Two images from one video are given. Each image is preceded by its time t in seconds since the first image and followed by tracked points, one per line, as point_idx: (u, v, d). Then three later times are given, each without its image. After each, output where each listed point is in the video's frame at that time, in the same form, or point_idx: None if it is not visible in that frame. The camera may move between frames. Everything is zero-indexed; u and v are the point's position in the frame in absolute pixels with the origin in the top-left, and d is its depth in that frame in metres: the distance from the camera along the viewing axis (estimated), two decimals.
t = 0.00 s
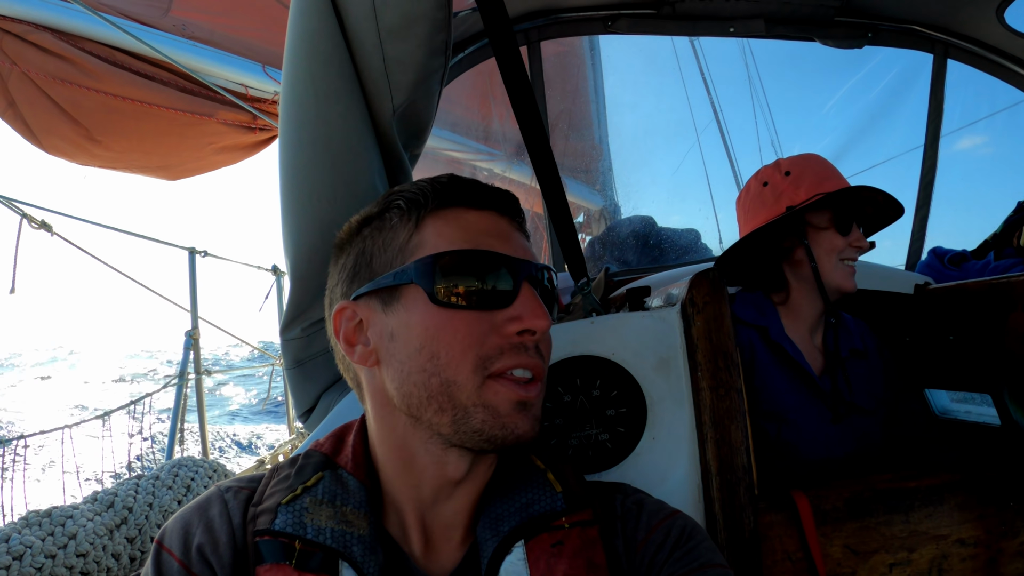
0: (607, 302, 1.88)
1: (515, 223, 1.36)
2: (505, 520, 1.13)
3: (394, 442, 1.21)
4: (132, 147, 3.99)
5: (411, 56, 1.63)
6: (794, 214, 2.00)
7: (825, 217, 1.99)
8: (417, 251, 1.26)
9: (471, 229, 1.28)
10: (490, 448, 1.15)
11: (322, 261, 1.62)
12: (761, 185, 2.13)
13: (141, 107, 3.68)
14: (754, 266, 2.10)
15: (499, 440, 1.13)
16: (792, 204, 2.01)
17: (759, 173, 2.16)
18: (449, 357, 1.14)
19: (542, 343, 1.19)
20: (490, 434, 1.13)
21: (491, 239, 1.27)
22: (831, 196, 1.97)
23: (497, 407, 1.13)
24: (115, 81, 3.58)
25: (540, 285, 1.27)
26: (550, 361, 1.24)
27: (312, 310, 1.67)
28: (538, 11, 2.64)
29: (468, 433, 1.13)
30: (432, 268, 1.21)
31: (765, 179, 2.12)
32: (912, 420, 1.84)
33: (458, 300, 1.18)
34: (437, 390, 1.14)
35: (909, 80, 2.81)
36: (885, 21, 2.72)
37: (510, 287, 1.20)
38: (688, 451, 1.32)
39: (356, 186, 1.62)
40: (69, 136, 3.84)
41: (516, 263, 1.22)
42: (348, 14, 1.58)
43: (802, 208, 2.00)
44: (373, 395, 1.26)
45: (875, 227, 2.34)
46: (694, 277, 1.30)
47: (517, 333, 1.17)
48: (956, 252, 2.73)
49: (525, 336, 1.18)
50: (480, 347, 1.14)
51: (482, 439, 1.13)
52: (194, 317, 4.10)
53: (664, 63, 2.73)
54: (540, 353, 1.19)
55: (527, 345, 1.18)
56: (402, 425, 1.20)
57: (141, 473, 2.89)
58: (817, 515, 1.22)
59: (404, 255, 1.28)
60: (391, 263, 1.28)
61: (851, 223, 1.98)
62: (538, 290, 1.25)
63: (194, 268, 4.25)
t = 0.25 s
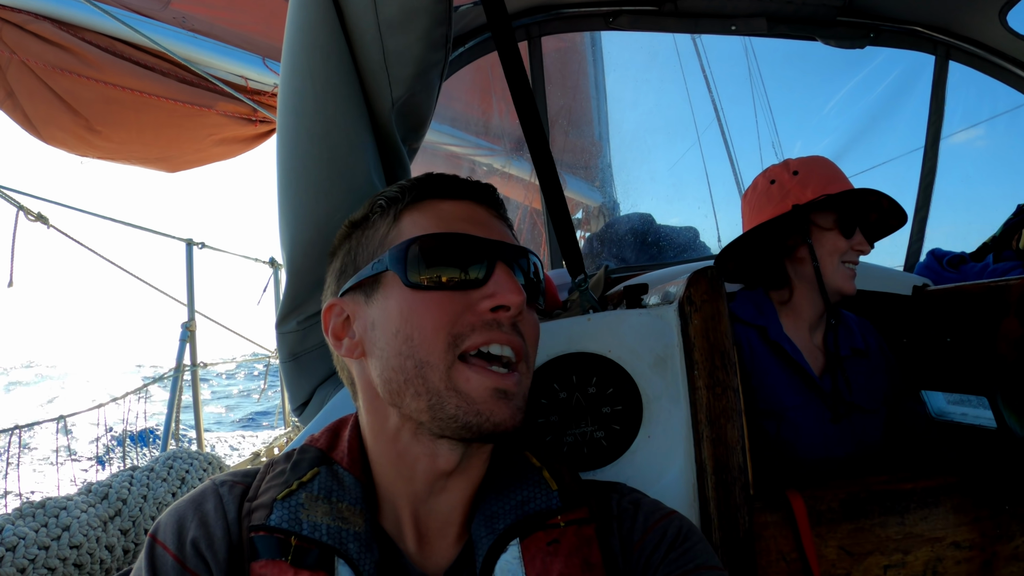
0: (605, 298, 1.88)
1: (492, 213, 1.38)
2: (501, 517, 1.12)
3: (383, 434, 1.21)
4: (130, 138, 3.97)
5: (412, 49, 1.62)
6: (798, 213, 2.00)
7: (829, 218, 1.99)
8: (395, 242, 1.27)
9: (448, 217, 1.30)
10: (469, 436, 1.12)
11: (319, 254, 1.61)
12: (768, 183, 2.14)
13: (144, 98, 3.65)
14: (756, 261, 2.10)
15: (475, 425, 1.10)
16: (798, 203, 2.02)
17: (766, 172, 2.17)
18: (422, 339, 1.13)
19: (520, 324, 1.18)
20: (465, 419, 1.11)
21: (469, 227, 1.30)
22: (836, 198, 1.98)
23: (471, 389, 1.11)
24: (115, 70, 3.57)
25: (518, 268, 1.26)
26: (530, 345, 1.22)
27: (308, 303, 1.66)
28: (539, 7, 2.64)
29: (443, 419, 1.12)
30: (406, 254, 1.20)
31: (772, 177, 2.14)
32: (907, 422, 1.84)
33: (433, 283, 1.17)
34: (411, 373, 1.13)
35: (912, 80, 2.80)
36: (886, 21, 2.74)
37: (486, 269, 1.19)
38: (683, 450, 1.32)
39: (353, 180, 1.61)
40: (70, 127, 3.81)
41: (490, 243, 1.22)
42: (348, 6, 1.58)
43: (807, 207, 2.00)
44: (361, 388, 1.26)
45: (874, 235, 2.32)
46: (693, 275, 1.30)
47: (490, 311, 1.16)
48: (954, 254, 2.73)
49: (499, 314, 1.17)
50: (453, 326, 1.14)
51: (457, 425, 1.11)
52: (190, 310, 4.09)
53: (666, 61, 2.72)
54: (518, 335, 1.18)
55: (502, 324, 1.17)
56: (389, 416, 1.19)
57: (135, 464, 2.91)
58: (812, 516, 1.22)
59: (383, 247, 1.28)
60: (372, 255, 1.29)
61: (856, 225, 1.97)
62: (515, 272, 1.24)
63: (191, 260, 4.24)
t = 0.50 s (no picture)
0: (605, 296, 1.87)
1: (478, 204, 1.37)
2: (501, 511, 1.12)
3: (379, 428, 1.20)
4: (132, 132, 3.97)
5: (414, 43, 1.61)
6: (809, 212, 2.00)
7: (841, 218, 1.98)
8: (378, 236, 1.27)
9: (430, 210, 1.29)
10: (456, 423, 1.10)
11: (318, 249, 1.61)
12: (780, 184, 2.14)
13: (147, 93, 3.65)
14: (768, 262, 2.06)
15: (463, 411, 1.08)
16: (809, 203, 2.01)
17: (777, 172, 2.17)
18: (404, 330, 1.12)
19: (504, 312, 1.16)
20: (451, 406, 1.09)
21: (453, 220, 1.29)
22: (846, 196, 1.97)
23: (455, 375, 1.09)
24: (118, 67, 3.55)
25: (506, 261, 1.27)
26: (519, 333, 1.20)
27: (306, 298, 1.65)
28: (543, 2, 2.61)
29: (429, 407, 1.10)
30: (386, 247, 1.20)
31: (784, 178, 2.13)
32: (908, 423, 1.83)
33: (413, 274, 1.16)
34: (395, 363, 1.12)
35: (916, 81, 2.79)
36: (892, 20, 2.71)
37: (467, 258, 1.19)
38: (682, 449, 1.31)
39: (354, 175, 1.60)
40: (71, 122, 3.82)
41: (471, 233, 1.22)
42: None
43: (818, 206, 1.99)
44: (355, 384, 1.26)
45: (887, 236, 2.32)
46: (694, 273, 1.29)
47: (472, 299, 1.15)
48: (958, 255, 2.72)
49: (482, 302, 1.15)
50: (434, 316, 1.12)
51: (443, 412, 1.09)
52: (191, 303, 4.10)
53: (671, 58, 2.71)
54: (503, 321, 1.16)
55: (486, 313, 1.15)
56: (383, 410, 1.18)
57: (135, 457, 2.92)
58: (811, 516, 1.21)
59: (367, 242, 1.28)
60: (358, 252, 1.29)
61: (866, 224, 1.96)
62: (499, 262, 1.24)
63: (192, 254, 4.24)
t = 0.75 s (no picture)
0: (604, 296, 1.86)
1: (479, 199, 1.35)
2: (498, 515, 1.12)
3: (374, 431, 1.20)
4: (133, 134, 3.97)
5: (411, 40, 1.61)
6: (803, 211, 1.96)
7: (835, 217, 1.95)
8: (374, 236, 1.27)
9: (427, 208, 1.28)
10: (449, 440, 1.11)
11: (316, 246, 1.60)
12: (773, 183, 2.09)
13: (149, 96, 3.66)
14: (765, 257, 2.05)
15: (455, 429, 1.09)
16: (803, 202, 1.97)
17: (772, 172, 2.13)
18: (398, 343, 1.12)
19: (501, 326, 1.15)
20: (443, 424, 1.09)
21: (450, 219, 1.28)
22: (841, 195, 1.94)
23: (449, 392, 1.09)
24: (118, 70, 3.57)
25: (510, 256, 1.25)
26: (518, 344, 1.19)
27: (304, 297, 1.65)
28: None
29: (422, 423, 1.10)
30: (379, 253, 1.18)
31: (777, 177, 2.09)
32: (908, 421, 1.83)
33: (410, 283, 1.15)
34: (389, 376, 1.12)
35: (916, 78, 2.78)
36: (892, 17, 2.70)
37: (463, 266, 1.18)
38: (680, 447, 1.31)
39: (351, 172, 1.60)
40: (71, 125, 3.81)
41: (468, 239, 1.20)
42: None
43: (811, 205, 1.96)
44: (351, 385, 1.26)
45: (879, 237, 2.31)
46: (692, 271, 1.28)
47: (468, 313, 1.13)
48: (959, 252, 2.71)
49: (478, 316, 1.13)
50: (429, 330, 1.12)
51: (435, 429, 1.10)
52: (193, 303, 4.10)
53: (672, 56, 2.70)
54: (500, 336, 1.15)
55: (483, 326, 1.14)
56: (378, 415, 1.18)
57: (136, 457, 2.92)
58: (810, 515, 1.21)
59: (363, 241, 1.28)
60: (353, 251, 1.29)
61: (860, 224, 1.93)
62: (497, 264, 1.22)
63: (193, 254, 4.24)
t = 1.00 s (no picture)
0: (607, 294, 1.85)
1: (473, 197, 1.36)
2: (500, 517, 1.11)
3: (375, 427, 1.19)
4: (134, 134, 3.97)
5: (414, 39, 1.60)
6: (789, 210, 1.95)
7: (820, 214, 1.93)
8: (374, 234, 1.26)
9: (423, 206, 1.27)
10: (446, 421, 1.10)
11: (319, 245, 1.60)
12: (759, 185, 2.09)
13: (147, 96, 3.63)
14: (753, 262, 2.02)
15: (451, 409, 1.09)
16: (788, 201, 1.97)
17: (758, 174, 2.13)
18: (395, 329, 1.12)
19: (496, 311, 1.15)
20: (440, 403, 1.09)
21: (446, 215, 1.27)
22: (825, 192, 1.93)
23: (445, 374, 1.10)
24: (118, 70, 3.56)
25: (508, 255, 1.25)
26: (514, 330, 1.18)
27: (306, 296, 1.64)
28: None
29: (419, 406, 1.10)
30: (376, 246, 1.18)
31: (763, 179, 2.09)
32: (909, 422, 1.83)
33: (406, 272, 1.15)
34: (386, 363, 1.12)
35: (922, 79, 2.77)
36: (897, 17, 2.69)
37: (458, 255, 1.18)
38: (683, 449, 1.31)
39: (355, 171, 1.60)
40: (72, 124, 3.79)
41: (463, 230, 1.21)
42: None
43: (797, 204, 1.95)
44: (352, 381, 1.26)
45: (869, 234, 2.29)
46: (696, 272, 1.28)
47: (462, 298, 1.14)
48: (962, 254, 2.70)
49: (472, 301, 1.14)
50: (425, 315, 1.12)
51: (432, 411, 1.10)
52: (194, 300, 4.10)
53: (676, 54, 2.70)
54: (495, 320, 1.15)
55: (477, 311, 1.14)
56: (380, 409, 1.18)
57: (136, 454, 2.92)
58: (812, 517, 1.20)
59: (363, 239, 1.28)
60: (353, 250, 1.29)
61: (847, 220, 1.91)
62: (493, 256, 1.22)
63: (194, 250, 4.24)
